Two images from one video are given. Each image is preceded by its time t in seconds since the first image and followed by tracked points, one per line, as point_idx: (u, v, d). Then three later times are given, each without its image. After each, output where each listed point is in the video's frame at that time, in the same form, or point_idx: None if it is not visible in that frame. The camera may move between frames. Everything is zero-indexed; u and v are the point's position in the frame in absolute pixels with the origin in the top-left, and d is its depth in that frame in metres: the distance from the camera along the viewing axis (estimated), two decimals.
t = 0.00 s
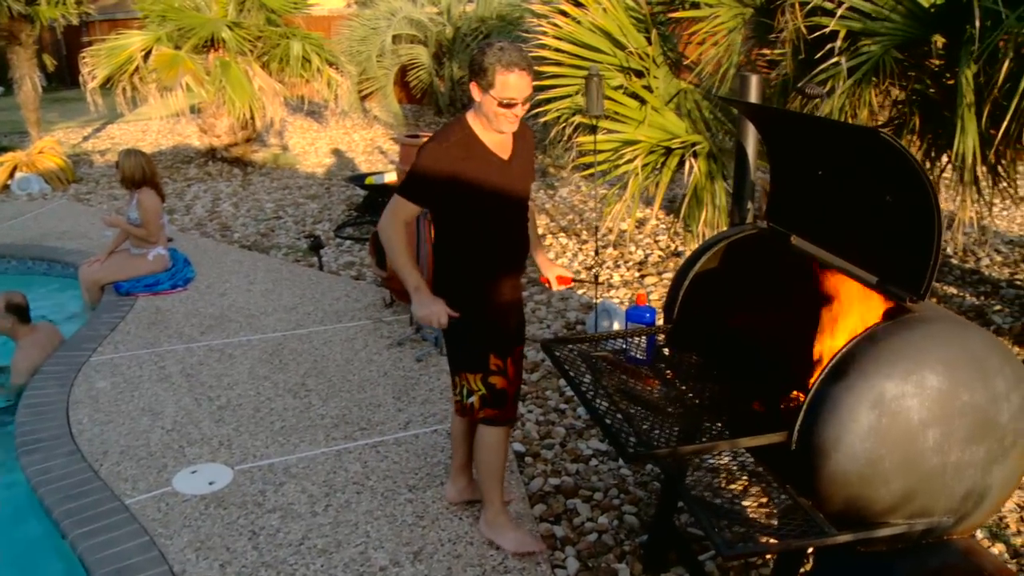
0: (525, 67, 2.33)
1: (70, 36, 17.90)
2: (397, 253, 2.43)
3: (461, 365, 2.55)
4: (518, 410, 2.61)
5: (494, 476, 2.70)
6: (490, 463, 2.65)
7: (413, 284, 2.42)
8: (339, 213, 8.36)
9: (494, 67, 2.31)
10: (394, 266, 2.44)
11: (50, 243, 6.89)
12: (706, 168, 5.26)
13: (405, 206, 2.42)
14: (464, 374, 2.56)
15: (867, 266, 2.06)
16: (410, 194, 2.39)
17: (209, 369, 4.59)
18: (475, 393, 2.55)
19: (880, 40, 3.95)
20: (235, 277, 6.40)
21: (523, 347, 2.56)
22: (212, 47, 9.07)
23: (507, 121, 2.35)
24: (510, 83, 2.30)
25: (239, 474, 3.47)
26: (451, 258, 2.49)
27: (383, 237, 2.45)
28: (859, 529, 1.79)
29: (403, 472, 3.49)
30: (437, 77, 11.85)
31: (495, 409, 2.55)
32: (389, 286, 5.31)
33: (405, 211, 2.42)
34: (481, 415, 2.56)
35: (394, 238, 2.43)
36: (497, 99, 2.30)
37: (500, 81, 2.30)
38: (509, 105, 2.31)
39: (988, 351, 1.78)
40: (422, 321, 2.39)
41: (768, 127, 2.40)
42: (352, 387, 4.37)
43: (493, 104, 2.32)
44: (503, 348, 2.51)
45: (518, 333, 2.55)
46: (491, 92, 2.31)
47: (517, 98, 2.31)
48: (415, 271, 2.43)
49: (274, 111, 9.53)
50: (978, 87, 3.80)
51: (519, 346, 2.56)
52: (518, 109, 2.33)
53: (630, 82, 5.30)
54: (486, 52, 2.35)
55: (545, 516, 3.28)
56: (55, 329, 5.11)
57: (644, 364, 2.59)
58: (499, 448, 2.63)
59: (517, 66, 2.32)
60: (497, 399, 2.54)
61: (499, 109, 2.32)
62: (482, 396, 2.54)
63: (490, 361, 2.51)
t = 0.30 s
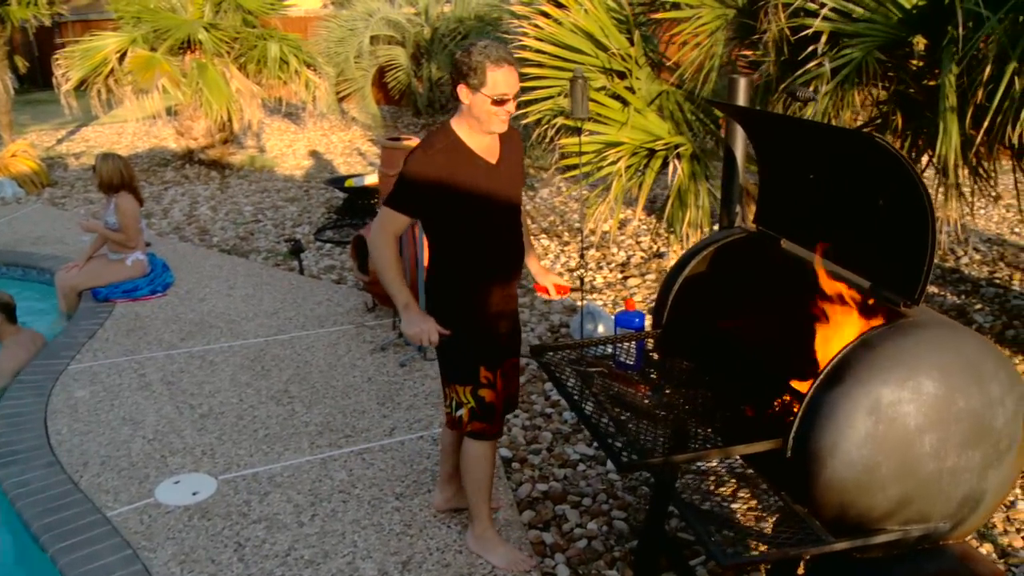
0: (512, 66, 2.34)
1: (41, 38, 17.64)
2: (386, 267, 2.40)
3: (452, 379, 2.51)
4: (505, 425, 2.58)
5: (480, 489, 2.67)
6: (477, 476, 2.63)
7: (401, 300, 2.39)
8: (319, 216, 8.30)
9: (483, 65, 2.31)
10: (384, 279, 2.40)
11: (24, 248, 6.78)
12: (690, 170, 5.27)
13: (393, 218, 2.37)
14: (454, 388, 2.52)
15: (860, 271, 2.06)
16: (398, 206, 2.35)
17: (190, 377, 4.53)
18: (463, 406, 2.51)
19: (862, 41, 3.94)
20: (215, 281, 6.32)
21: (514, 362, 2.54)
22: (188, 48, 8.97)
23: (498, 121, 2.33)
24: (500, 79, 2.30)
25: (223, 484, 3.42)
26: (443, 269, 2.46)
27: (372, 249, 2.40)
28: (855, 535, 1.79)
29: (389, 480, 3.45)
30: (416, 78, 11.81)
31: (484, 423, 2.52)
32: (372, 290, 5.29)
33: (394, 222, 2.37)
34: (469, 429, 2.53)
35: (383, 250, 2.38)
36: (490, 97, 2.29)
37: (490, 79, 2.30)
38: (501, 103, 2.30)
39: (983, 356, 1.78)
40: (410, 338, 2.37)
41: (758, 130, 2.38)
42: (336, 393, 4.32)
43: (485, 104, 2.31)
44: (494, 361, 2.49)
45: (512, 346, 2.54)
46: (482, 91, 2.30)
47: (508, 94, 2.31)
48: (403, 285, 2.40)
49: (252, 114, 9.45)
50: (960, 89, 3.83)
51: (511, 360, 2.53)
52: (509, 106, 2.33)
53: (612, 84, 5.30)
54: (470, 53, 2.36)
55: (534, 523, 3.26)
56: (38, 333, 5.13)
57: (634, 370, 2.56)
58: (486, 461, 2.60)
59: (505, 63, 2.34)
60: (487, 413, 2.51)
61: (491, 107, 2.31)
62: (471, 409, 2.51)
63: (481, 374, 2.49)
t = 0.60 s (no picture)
0: (501, 65, 2.33)
1: (12, 39, 17.38)
2: (374, 276, 2.37)
3: (444, 389, 2.48)
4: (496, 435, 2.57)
5: (470, 499, 2.65)
6: (467, 486, 2.61)
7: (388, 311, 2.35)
8: (298, 219, 8.23)
9: (470, 65, 2.30)
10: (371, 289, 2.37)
11: None
12: (673, 171, 5.27)
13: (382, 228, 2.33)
14: (444, 398, 2.49)
15: (853, 276, 2.06)
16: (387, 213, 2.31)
17: (171, 384, 4.46)
18: (455, 416, 2.49)
19: (844, 44, 3.99)
20: (194, 287, 6.25)
21: (504, 370, 2.53)
22: (164, 50, 8.86)
23: (487, 122, 2.32)
24: (487, 79, 2.30)
25: (206, 495, 3.37)
26: (433, 277, 2.43)
27: (360, 258, 2.37)
28: (851, 542, 1.78)
29: (375, 488, 3.42)
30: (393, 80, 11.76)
31: (476, 433, 2.50)
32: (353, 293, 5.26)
33: (381, 230, 2.34)
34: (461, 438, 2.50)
35: (371, 259, 2.35)
36: (478, 97, 2.28)
37: (478, 80, 2.29)
38: (490, 102, 2.30)
39: (978, 360, 1.77)
40: (395, 349, 2.32)
41: (749, 134, 2.38)
42: (319, 400, 4.27)
43: (473, 104, 2.29)
44: (486, 371, 2.47)
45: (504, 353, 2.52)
46: (470, 91, 2.29)
47: (496, 94, 2.31)
48: (390, 296, 2.37)
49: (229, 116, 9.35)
50: (942, 90, 3.86)
51: (502, 368, 2.52)
52: (498, 106, 2.32)
53: (595, 85, 5.30)
54: (456, 54, 2.35)
55: (523, 530, 3.24)
56: (15, 340, 5.05)
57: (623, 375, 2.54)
58: (477, 471, 2.59)
59: (492, 63, 2.33)
60: (479, 422, 2.49)
61: (480, 108, 2.30)
62: (463, 419, 2.49)
63: (473, 383, 2.46)
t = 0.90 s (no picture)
0: (485, 77, 2.27)
1: None
2: (352, 285, 2.33)
3: (433, 397, 2.44)
4: (490, 441, 2.52)
5: (462, 504, 2.62)
6: (459, 492, 2.57)
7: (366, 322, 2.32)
8: (277, 222, 8.15)
9: (455, 79, 2.24)
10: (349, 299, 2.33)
11: None
12: (656, 172, 5.27)
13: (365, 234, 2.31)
14: (434, 405, 2.45)
15: (845, 278, 2.06)
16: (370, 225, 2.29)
17: (152, 392, 4.40)
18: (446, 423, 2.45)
19: (827, 44, 4.00)
20: (173, 292, 6.17)
21: (494, 376, 2.48)
22: (139, 52, 8.74)
23: (467, 137, 2.29)
24: (470, 93, 2.24)
25: (190, 505, 3.32)
26: (419, 284, 2.40)
27: (338, 266, 2.33)
28: (848, 547, 1.77)
29: (361, 495, 3.39)
30: (371, 81, 11.70)
31: (468, 439, 2.46)
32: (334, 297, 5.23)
33: (362, 238, 2.31)
34: (454, 445, 2.46)
35: (350, 269, 2.32)
36: (457, 112, 2.24)
37: (461, 95, 2.24)
38: (470, 120, 2.25)
39: (971, 363, 1.77)
40: (371, 361, 2.28)
41: (739, 137, 2.37)
42: (302, 406, 4.23)
43: (453, 117, 2.25)
44: (476, 377, 2.43)
45: (493, 359, 2.49)
46: (451, 104, 2.24)
47: (478, 111, 2.25)
48: (368, 306, 2.33)
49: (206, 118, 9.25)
50: (925, 91, 3.88)
51: (492, 374, 2.48)
52: (478, 123, 2.27)
53: (577, 87, 5.29)
54: (445, 63, 2.30)
55: (511, 536, 3.22)
56: None
57: (611, 380, 2.52)
58: (470, 477, 2.54)
59: (480, 79, 2.26)
60: (470, 429, 2.45)
61: (460, 122, 2.25)
62: (454, 426, 2.44)
63: (462, 390, 2.42)
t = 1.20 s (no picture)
0: (485, 102, 2.23)
1: None
2: (338, 305, 2.28)
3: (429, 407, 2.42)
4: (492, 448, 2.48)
5: (458, 512, 2.59)
6: (456, 499, 2.54)
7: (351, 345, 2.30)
8: (255, 225, 8.08)
9: (457, 107, 2.20)
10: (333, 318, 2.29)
11: None
12: (639, 173, 5.28)
13: (353, 249, 2.27)
14: (432, 415, 2.43)
15: (836, 282, 2.05)
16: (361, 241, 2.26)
17: (132, 400, 4.33)
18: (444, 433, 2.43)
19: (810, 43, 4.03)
20: (151, 297, 6.08)
21: (490, 385, 2.44)
22: (113, 54, 8.62)
23: (464, 164, 2.28)
24: (469, 123, 2.21)
25: (173, 515, 3.27)
26: (410, 292, 2.38)
27: (326, 282, 2.28)
28: (844, 552, 1.76)
29: (348, 503, 3.35)
30: (349, 82, 11.62)
31: (467, 449, 2.42)
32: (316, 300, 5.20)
33: (353, 254, 2.27)
34: (452, 455, 2.43)
35: (337, 288, 2.26)
36: (455, 141, 2.22)
37: (462, 124, 2.21)
38: (469, 149, 2.24)
39: (965, 365, 1.77)
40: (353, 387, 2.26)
41: (728, 138, 2.35)
42: (285, 412, 4.18)
43: (450, 145, 2.24)
44: (474, 389, 2.40)
45: (486, 368, 2.46)
46: (449, 132, 2.22)
47: (477, 141, 2.24)
48: (354, 329, 2.31)
49: (182, 121, 9.14)
50: (907, 90, 3.91)
51: (487, 382, 2.43)
52: (476, 152, 2.26)
53: (559, 87, 5.27)
54: (445, 87, 2.24)
55: (500, 542, 3.20)
56: None
57: (601, 385, 2.51)
58: (468, 482, 2.51)
59: (482, 107, 2.23)
60: (470, 438, 2.41)
61: (457, 151, 2.25)
62: (452, 436, 2.41)
63: (458, 401, 2.39)
